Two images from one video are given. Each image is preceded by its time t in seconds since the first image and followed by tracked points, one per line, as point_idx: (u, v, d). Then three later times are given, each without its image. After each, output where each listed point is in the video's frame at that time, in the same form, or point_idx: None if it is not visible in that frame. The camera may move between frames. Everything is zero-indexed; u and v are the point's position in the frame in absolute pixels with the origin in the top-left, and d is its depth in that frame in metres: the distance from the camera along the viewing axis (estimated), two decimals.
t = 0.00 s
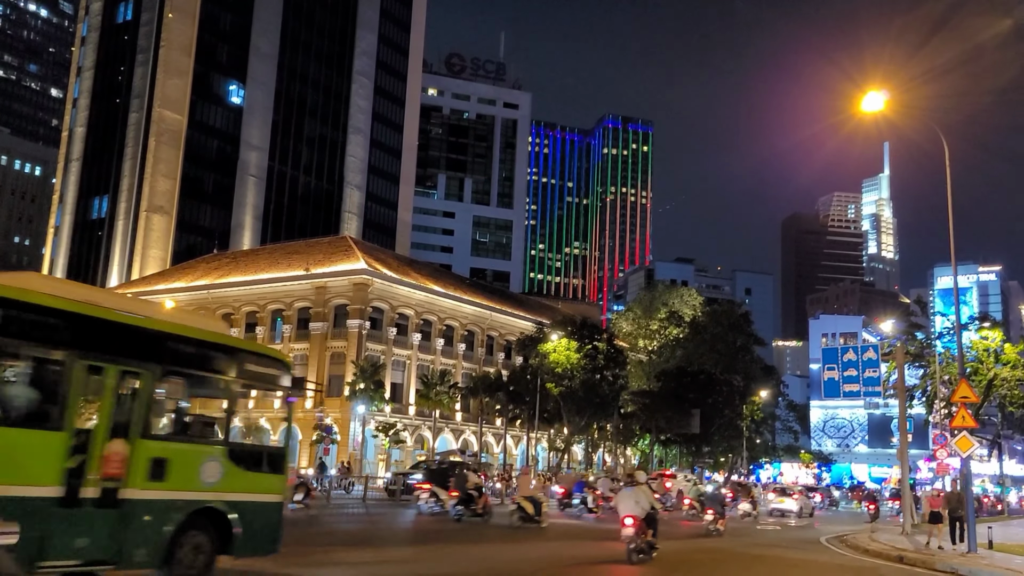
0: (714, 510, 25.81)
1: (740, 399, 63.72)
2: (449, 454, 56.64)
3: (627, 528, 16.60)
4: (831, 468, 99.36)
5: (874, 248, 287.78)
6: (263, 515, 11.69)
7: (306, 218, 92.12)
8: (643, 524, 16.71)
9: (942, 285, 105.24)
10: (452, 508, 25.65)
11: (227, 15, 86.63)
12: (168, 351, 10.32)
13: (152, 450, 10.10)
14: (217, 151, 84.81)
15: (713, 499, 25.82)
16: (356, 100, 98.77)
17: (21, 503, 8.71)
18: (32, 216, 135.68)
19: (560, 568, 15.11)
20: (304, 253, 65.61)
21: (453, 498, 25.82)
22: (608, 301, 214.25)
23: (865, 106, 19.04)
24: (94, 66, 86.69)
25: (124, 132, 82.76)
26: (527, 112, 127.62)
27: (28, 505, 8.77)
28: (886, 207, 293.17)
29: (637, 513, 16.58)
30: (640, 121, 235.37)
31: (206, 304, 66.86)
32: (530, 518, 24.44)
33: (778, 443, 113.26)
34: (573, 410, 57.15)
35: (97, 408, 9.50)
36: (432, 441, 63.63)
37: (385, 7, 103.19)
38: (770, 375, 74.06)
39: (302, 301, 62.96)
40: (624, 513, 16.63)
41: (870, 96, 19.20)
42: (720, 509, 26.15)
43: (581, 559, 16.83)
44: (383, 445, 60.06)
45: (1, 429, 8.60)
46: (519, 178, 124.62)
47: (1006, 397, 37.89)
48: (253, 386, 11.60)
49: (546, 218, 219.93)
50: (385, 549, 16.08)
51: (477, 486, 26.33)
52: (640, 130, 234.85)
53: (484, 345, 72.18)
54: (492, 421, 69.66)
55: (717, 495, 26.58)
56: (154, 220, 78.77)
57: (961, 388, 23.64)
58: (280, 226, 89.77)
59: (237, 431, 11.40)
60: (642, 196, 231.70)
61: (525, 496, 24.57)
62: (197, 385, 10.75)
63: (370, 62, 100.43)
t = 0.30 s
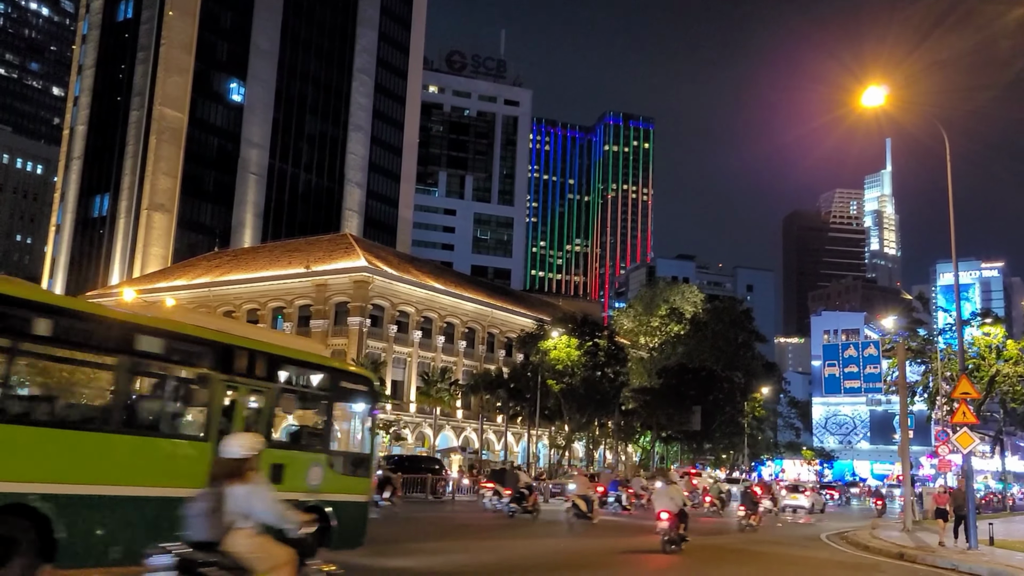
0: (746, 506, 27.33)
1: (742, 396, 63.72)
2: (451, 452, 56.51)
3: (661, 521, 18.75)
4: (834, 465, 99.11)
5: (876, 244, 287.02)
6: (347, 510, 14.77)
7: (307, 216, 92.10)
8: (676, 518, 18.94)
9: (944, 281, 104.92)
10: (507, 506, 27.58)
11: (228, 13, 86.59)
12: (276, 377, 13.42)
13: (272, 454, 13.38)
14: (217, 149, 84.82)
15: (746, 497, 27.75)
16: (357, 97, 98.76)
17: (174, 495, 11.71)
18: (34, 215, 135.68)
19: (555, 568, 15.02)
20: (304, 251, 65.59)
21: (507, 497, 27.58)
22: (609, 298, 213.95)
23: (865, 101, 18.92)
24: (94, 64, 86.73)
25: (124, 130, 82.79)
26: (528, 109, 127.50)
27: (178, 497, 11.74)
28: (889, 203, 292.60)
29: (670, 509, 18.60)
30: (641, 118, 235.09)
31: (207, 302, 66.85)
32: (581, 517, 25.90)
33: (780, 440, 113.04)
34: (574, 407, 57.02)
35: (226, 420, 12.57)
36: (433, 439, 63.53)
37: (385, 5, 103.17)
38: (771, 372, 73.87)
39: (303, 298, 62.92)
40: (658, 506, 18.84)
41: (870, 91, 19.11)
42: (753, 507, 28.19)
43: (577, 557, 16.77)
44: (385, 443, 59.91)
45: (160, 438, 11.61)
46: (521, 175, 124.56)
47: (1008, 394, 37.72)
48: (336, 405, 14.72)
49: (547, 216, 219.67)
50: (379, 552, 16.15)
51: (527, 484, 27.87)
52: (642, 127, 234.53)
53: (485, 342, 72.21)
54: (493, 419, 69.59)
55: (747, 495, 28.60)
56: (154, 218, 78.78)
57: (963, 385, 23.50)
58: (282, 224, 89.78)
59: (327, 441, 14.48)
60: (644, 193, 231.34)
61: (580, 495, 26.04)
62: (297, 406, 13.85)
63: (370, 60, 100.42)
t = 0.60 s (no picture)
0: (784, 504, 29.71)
1: (748, 392, 63.60)
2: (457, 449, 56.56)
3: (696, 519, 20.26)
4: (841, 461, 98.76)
5: (885, 240, 285.68)
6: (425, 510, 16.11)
7: (313, 213, 92.14)
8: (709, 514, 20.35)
9: (953, 277, 104.36)
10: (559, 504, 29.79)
11: (233, 11, 86.58)
12: (370, 390, 14.72)
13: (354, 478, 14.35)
14: (224, 147, 84.89)
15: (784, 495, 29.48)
16: (363, 95, 98.74)
17: (297, 497, 13.00)
18: (42, 213, 136.07)
19: (555, 565, 15.03)
20: (310, 248, 65.59)
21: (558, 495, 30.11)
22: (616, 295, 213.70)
23: (872, 95, 18.75)
24: (101, 63, 86.89)
25: (131, 129, 82.96)
26: (534, 106, 127.30)
27: (296, 497, 13.01)
28: (897, 200, 291.11)
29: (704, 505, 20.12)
30: (648, 115, 234.56)
31: (213, 299, 66.95)
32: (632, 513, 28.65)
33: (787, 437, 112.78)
34: (580, 404, 56.98)
35: (334, 428, 13.88)
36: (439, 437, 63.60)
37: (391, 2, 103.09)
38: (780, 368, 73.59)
39: (309, 296, 62.92)
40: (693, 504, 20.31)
41: (876, 85, 18.90)
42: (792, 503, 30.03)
43: (578, 553, 16.79)
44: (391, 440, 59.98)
45: (283, 447, 12.78)
46: (527, 172, 124.43)
47: (1017, 390, 37.45)
48: (412, 413, 16.14)
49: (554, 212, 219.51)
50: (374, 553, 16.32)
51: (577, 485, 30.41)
52: (649, 124, 233.99)
53: (491, 339, 72.14)
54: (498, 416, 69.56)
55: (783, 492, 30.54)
56: (161, 217, 78.98)
57: (971, 381, 23.32)
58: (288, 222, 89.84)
59: (403, 447, 15.71)
60: (651, 189, 230.88)
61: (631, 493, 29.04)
62: (385, 415, 15.21)
63: (376, 57, 100.40)
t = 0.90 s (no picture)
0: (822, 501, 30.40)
1: (757, 389, 63.47)
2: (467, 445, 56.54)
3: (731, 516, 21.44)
4: (852, 458, 98.21)
5: (895, 237, 283.73)
6: (489, 507, 17.30)
7: (322, 211, 92.23)
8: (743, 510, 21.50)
9: (964, 273, 103.54)
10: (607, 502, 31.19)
11: (241, 9, 86.62)
12: (443, 397, 15.92)
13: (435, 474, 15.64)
14: (232, 145, 85.00)
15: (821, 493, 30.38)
16: (371, 92, 98.75)
17: (387, 495, 14.30)
18: (52, 211, 136.69)
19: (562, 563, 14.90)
20: (319, 246, 65.67)
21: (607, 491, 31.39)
22: (625, 292, 213.25)
23: (881, 88, 18.52)
24: (110, 62, 87.14)
25: (140, 127, 83.17)
26: (543, 103, 127.20)
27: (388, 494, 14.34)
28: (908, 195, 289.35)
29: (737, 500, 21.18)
30: (657, 111, 233.55)
31: (222, 297, 67.09)
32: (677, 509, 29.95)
33: (798, 434, 112.19)
34: (588, 402, 56.70)
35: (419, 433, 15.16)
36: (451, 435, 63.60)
37: None
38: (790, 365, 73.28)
39: (317, 294, 62.98)
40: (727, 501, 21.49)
41: (887, 78, 18.69)
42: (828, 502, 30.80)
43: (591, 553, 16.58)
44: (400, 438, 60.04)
45: (379, 451, 14.13)
46: (535, 169, 124.24)
47: None
48: (477, 416, 17.19)
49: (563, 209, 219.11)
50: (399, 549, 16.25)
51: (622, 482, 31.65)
52: (657, 120, 233.00)
53: (499, 337, 72.02)
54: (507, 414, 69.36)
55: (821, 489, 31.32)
56: (170, 214, 79.19)
57: (982, 376, 23.05)
58: (296, 219, 89.96)
59: (469, 448, 16.84)
60: (660, 186, 229.99)
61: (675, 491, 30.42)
62: (455, 420, 16.40)
63: (384, 55, 100.34)
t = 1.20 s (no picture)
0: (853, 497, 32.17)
1: (764, 386, 63.50)
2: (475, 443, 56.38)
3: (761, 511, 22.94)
4: (860, 456, 97.85)
5: (903, 234, 282.41)
6: (538, 503, 19.25)
7: (328, 209, 92.32)
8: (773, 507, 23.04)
9: (973, 269, 103.02)
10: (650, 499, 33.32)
11: (247, 8, 86.71)
12: (498, 404, 17.76)
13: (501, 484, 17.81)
14: (239, 143, 85.08)
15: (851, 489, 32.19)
16: (377, 90, 98.73)
17: (457, 493, 16.13)
18: (59, 211, 137.13)
19: (570, 561, 14.77)
20: (325, 244, 65.72)
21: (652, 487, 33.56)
22: (632, 290, 212.92)
23: (889, 83, 18.36)
24: (116, 61, 87.26)
25: (147, 126, 83.30)
26: (549, 100, 127.06)
27: (457, 492, 16.17)
28: (916, 191, 288.17)
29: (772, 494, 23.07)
30: (663, 108, 232.74)
31: (229, 296, 67.18)
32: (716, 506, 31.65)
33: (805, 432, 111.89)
34: (595, 400, 56.53)
35: (480, 437, 17.07)
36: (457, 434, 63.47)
37: None
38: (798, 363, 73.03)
39: (324, 292, 62.98)
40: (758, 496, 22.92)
41: (894, 73, 18.57)
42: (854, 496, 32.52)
43: (597, 553, 16.37)
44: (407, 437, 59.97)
45: (450, 454, 15.97)
46: (542, 167, 124.15)
47: None
48: (525, 422, 19.10)
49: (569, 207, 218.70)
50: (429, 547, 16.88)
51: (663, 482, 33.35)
52: (664, 117, 232.23)
53: (505, 334, 71.93)
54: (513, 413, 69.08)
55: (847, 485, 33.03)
56: (177, 213, 79.30)
57: (991, 373, 22.90)
58: (303, 218, 90.06)
59: (520, 451, 18.73)
60: (667, 183, 229.32)
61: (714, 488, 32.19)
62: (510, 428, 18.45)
63: (390, 53, 100.31)
